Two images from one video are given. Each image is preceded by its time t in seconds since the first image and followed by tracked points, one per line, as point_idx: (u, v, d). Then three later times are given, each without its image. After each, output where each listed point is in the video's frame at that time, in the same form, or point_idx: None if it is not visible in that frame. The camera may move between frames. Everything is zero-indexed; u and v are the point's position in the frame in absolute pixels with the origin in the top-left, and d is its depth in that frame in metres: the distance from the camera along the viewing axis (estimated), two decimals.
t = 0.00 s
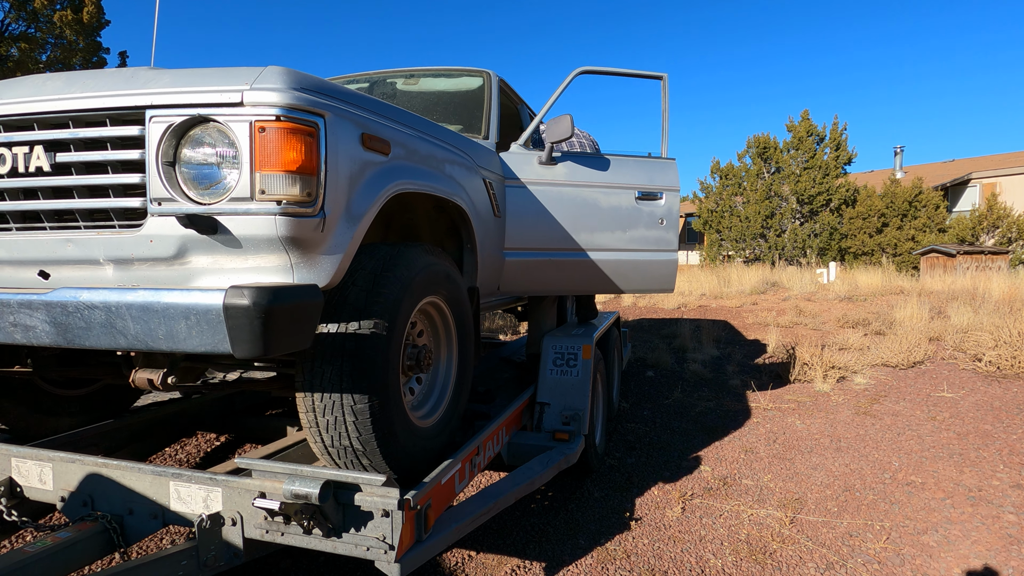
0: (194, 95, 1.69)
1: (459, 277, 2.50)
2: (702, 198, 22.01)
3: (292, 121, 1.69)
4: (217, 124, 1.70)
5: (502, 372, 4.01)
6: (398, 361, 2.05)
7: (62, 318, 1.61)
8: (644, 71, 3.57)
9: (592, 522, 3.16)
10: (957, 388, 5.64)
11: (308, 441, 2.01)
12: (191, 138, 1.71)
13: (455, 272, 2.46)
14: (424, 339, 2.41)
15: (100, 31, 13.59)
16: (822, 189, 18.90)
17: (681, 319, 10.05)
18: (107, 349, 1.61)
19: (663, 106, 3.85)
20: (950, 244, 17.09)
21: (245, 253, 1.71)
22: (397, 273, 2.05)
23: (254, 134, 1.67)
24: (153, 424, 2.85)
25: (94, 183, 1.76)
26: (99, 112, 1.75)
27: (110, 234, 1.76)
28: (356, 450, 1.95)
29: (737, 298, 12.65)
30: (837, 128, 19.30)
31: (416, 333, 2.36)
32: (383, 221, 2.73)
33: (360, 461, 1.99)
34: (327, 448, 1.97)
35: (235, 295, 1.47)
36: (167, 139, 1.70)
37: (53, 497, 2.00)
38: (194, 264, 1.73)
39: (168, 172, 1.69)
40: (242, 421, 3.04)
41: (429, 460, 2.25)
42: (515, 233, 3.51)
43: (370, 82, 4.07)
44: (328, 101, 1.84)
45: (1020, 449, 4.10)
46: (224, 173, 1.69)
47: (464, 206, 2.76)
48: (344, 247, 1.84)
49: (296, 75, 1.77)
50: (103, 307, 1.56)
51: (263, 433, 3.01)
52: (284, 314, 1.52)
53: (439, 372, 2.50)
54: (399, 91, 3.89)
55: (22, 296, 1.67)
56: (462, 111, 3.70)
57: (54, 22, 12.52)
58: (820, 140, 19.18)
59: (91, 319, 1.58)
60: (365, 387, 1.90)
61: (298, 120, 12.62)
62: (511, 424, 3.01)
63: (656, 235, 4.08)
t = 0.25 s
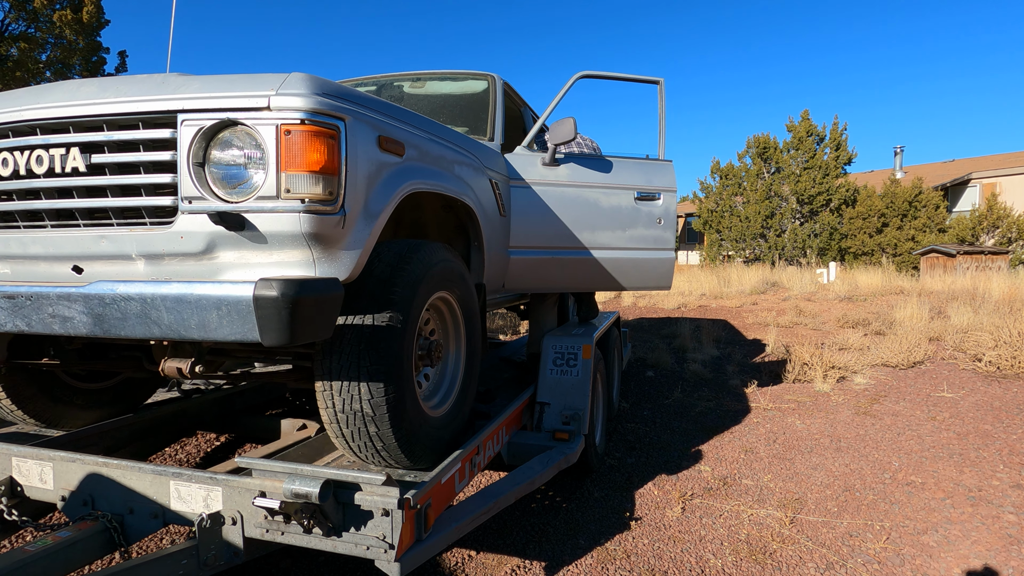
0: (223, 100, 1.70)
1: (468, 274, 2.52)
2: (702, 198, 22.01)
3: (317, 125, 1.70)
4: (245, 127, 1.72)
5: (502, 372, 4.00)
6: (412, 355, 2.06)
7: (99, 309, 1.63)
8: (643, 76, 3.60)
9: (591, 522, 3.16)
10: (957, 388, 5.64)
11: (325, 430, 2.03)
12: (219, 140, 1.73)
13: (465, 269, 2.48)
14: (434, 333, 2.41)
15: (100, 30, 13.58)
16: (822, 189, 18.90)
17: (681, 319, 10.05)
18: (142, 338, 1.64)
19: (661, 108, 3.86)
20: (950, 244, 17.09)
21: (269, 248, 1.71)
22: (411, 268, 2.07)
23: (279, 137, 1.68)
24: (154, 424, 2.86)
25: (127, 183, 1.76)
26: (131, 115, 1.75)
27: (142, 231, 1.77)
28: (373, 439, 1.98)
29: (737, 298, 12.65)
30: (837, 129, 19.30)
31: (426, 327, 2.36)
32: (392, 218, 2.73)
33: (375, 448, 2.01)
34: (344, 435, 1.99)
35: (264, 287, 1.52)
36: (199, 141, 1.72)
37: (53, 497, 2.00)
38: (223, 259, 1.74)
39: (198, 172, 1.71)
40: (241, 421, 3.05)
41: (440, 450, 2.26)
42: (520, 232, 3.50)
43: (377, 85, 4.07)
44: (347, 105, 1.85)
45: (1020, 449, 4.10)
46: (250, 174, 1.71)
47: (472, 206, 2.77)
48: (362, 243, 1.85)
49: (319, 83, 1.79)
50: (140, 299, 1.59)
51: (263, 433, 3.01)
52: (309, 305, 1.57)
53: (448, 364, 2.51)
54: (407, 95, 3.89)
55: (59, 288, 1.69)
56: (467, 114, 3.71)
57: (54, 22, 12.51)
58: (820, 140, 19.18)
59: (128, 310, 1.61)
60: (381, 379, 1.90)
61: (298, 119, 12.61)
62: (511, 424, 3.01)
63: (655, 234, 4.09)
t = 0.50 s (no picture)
0: (245, 103, 1.71)
1: (474, 272, 2.53)
2: (702, 198, 22.01)
3: (332, 126, 1.71)
4: (263, 129, 1.72)
5: (501, 372, 4.00)
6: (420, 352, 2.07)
7: (123, 304, 1.64)
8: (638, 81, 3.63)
9: (592, 522, 3.16)
10: (957, 388, 5.64)
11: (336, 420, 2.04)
12: (238, 141, 1.73)
13: (472, 267, 2.49)
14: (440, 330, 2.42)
15: (100, 30, 13.58)
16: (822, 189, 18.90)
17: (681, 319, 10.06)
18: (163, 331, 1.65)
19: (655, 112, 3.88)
20: (950, 244, 17.09)
21: (286, 245, 1.72)
22: (420, 266, 2.07)
23: (297, 138, 1.68)
24: (155, 423, 2.86)
25: (148, 183, 1.76)
26: (153, 117, 1.75)
27: (163, 228, 1.77)
28: (384, 432, 1.99)
29: (737, 298, 12.65)
30: (837, 129, 19.30)
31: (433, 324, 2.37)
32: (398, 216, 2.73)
33: (385, 440, 2.02)
34: (354, 426, 2.00)
35: (283, 281, 1.53)
36: (219, 142, 1.72)
37: (54, 496, 2.00)
38: (241, 256, 1.75)
39: (218, 172, 1.72)
40: (241, 421, 3.05)
41: (446, 444, 2.27)
42: (523, 233, 3.49)
43: (382, 88, 4.06)
44: (361, 108, 1.86)
45: (1020, 449, 4.11)
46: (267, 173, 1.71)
47: (478, 206, 2.78)
48: (375, 242, 1.85)
49: (334, 85, 1.80)
50: (162, 293, 1.59)
51: (262, 433, 3.01)
52: (326, 299, 1.58)
53: (454, 360, 2.52)
54: (411, 98, 3.89)
55: (84, 283, 1.70)
56: (471, 117, 3.71)
57: (54, 22, 12.51)
58: (820, 140, 19.18)
59: (151, 304, 1.62)
60: (390, 374, 1.92)
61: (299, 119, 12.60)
62: (511, 424, 3.01)
63: (651, 234, 4.11)
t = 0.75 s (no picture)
0: (256, 105, 1.71)
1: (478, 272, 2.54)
2: (702, 198, 22.01)
3: (340, 129, 1.72)
4: (273, 130, 1.73)
5: (501, 372, 4.00)
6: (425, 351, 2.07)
7: (136, 302, 1.64)
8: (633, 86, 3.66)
9: (592, 522, 3.16)
10: (957, 388, 5.64)
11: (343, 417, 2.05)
12: (248, 143, 1.73)
13: (476, 267, 2.50)
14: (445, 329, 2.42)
15: (100, 30, 13.58)
16: (822, 189, 18.90)
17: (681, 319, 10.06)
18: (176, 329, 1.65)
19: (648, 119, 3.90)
20: (950, 244, 17.09)
21: (295, 244, 1.72)
22: (426, 265, 2.08)
23: (306, 140, 1.69)
24: (156, 423, 2.86)
25: (160, 183, 1.76)
26: (166, 119, 1.75)
27: (174, 228, 1.77)
28: (389, 428, 1.99)
29: (737, 298, 12.66)
30: (837, 129, 19.31)
31: (438, 323, 2.37)
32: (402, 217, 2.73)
33: (390, 436, 2.03)
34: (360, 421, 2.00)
35: (293, 279, 1.53)
36: (230, 143, 1.72)
37: (54, 496, 2.00)
38: (251, 256, 1.75)
39: (228, 172, 1.72)
40: (242, 421, 3.05)
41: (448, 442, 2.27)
42: (524, 233, 3.48)
43: (385, 90, 4.07)
44: (369, 110, 1.87)
45: (1020, 449, 4.10)
46: (277, 174, 1.72)
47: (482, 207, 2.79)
48: (382, 242, 1.86)
49: (341, 87, 1.81)
50: (174, 291, 1.60)
51: (262, 434, 3.01)
52: (335, 298, 1.58)
53: (457, 359, 2.51)
54: (414, 99, 3.89)
55: (97, 281, 1.71)
56: (474, 118, 3.71)
57: (54, 22, 12.50)
58: (820, 140, 19.18)
59: (163, 302, 1.62)
60: (395, 373, 1.92)
61: (299, 120, 12.60)
62: (511, 424, 3.01)
63: (645, 235, 4.14)
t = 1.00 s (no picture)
0: (256, 106, 1.71)
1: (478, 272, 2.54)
2: (701, 198, 22.01)
3: (341, 130, 1.72)
4: (273, 132, 1.73)
5: (501, 372, 4.00)
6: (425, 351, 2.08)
7: (137, 303, 1.64)
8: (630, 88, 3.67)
9: (592, 522, 3.16)
10: (957, 388, 5.64)
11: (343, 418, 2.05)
12: (248, 144, 1.73)
13: (477, 267, 2.50)
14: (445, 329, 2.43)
15: (100, 30, 13.58)
16: (822, 189, 18.90)
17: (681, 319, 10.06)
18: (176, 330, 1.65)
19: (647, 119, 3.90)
20: (950, 244, 17.10)
21: (296, 245, 1.73)
22: (427, 265, 2.08)
23: (306, 141, 1.69)
24: (156, 423, 2.86)
25: (161, 184, 1.76)
26: (168, 120, 1.75)
27: (175, 229, 1.77)
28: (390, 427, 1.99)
29: (737, 298, 12.65)
30: (837, 129, 19.31)
31: (438, 323, 2.38)
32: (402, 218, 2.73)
33: (391, 435, 2.03)
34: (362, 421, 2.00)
35: (293, 280, 1.54)
36: (230, 144, 1.72)
37: (54, 496, 2.01)
38: (251, 256, 1.76)
39: (229, 173, 1.72)
40: (242, 421, 3.06)
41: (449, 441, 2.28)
42: (525, 234, 3.48)
43: (385, 90, 4.08)
44: (369, 111, 1.87)
45: (1020, 449, 4.10)
46: (277, 175, 1.72)
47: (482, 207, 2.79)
48: (382, 243, 1.86)
49: (342, 88, 1.81)
50: (175, 292, 1.60)
51: (262, 434, 3.01)
52: (336, 298, 1.59)
53: (457, 359, 2.52)
54: (414, 99, 3.90)
55: (98, 282, 1.70)
56: (474, 119, 3.71)
57: (54, 22, 12.50)
58: (820, 140, 19.18)
59: (163, 303, 1.62)
60: (395, 374, 1.92)
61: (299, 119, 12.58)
62: (511, 424, 3.01)
63: (644, 236, 4.14)
